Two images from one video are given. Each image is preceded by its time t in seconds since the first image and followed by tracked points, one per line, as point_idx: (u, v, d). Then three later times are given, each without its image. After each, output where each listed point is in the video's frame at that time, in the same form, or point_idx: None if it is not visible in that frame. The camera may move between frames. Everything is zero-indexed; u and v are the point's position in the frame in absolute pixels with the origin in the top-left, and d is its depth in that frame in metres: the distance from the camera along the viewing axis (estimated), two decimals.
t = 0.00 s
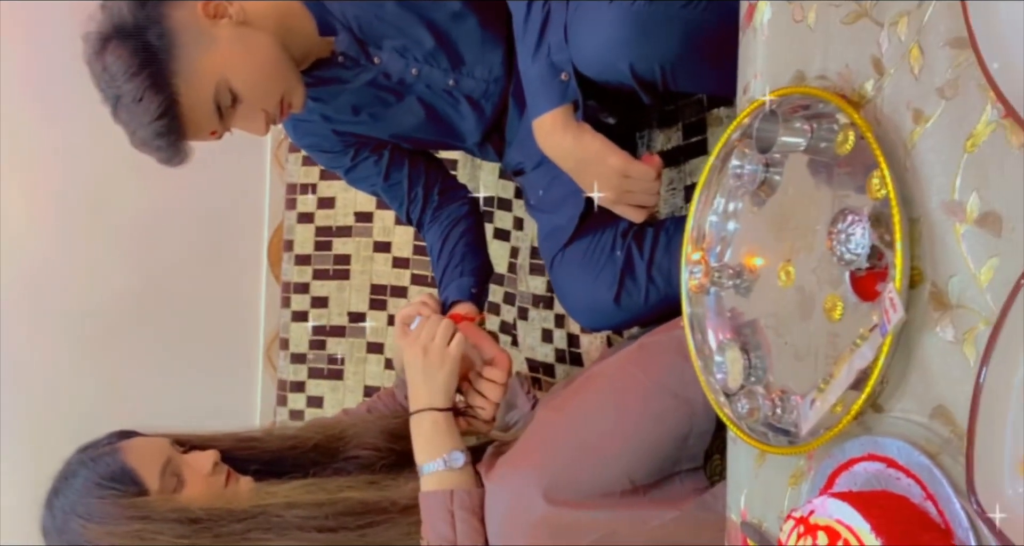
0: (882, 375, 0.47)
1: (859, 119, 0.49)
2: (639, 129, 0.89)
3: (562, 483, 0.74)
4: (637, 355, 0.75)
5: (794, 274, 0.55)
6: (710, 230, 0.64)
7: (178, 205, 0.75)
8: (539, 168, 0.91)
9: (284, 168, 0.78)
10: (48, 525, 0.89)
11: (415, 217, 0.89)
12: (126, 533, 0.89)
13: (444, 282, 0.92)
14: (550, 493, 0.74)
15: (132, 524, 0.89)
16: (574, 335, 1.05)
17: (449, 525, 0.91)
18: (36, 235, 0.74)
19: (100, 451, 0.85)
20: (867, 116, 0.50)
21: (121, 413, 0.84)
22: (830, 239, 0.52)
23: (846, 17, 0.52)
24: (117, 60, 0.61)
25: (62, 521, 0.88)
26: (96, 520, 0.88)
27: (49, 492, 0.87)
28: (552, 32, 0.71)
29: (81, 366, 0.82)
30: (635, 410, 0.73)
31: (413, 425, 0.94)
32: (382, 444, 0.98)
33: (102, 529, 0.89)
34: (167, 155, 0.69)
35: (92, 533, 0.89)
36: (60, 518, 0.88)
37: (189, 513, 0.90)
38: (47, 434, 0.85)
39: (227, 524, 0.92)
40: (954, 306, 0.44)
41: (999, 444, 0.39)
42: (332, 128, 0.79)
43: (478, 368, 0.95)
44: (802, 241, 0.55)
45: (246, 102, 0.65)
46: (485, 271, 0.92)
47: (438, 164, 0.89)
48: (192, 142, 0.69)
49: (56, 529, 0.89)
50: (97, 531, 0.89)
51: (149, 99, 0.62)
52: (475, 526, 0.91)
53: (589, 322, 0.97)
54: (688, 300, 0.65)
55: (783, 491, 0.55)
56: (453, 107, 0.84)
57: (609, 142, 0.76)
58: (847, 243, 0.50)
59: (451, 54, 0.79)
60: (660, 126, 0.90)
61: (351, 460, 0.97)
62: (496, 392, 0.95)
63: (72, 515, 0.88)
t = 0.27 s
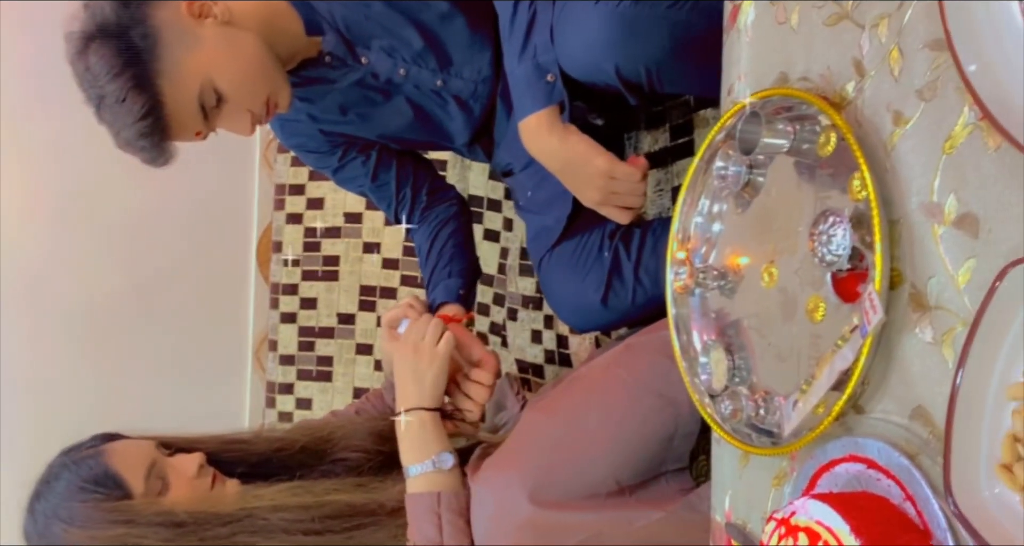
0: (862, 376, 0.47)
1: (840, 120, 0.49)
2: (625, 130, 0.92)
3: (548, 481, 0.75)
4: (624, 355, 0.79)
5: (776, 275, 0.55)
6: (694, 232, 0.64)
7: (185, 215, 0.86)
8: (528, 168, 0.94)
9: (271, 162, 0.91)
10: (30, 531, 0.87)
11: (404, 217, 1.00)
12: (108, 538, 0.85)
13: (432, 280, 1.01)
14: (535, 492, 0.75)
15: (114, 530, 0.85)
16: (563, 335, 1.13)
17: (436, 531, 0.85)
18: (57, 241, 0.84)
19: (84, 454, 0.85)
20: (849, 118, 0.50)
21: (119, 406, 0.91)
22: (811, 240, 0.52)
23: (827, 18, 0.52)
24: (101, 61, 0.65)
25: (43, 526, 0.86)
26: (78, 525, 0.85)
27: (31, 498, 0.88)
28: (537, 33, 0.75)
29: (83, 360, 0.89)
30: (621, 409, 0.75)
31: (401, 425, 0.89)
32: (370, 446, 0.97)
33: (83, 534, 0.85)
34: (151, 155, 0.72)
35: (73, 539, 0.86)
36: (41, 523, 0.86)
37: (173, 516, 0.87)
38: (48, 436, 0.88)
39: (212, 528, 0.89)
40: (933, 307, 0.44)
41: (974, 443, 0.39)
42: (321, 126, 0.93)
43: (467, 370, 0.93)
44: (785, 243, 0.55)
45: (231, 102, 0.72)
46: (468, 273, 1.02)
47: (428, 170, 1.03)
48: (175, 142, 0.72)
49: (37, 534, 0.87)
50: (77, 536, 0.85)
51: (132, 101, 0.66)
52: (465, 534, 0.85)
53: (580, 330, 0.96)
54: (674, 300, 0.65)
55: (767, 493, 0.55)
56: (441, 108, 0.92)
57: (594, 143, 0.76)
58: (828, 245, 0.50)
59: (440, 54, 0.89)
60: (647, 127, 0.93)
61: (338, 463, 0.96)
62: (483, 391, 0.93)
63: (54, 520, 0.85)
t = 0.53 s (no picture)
0: (849, 379, 0.47)
1: (826, 122, 0.49)
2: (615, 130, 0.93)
3: (538, 483, 0.75)
4: (615, 358, 0.78)
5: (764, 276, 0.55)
6: (683, 233, 0.63)
7: (188, 232, 1.12)
8: (517, 169, 0.95)
9: (267, 166, 1.23)
10: (20, 532, 0.87)
11: (397, 217, 1.04)
12: (96, 539, 0.84)
13: (424, 279, 1.02)
14: (525, 495, 0.75)
15: (102, 532, 0.84)
16: (555, 335, 1.10)
17: (427, 534, 0.84)
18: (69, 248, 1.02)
19: (73, 454, 0.86)
20: (835, 119, 0.50)
21: (121, 380, 1.10)
22: (799, 242, 0.52)
23: (813, 20, 0.52)
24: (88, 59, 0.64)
25: (33, 526, 0.86)
26: (67, 526, 0.84)
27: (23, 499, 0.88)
28: (527, 34, 0.75)
29: (87, 349, 1.08)
30: (612, 412, 0.75)
31: (391, 427, 0.89)
32: (361, 447, 0.96)
33: (72, 535, 0.84)
34: (139, 152, 0.73)
35: (62, 541, 0.84)
36: (31, 523, 0.86)
37: (163, 516, 0.85)
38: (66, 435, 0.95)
39: (201, 529, 0.86)
40: (919, 310, 0.44)
41: (961, 447, 0.39)
42: (312, 125, 0.94)
43: (457, 369, 0.94)
44: (773, 244, 0.55)
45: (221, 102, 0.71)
46: (460, 272, 1.03)
47: (420, 169, 1.05)
48: (163, 141, 0.72)
49: (27, 534, 0.87)
50: (66, 538, 0.84)
51: (121, 99, 0.65)
52: (455, 537, 0.84)
53: (572, 330, 0.96)
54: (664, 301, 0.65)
55: (756, 496, 0.55)
56: (433, 108, 0.91)
57: (584, 143, 0.75)
58: (815, 247, 0.50)
59: (431, 55, 0.87)
60: (638, 127, 0.93)
61: (329, 463, 0.95)
62: (474, 391, 0.93)
63: (43, 520, 0.85)
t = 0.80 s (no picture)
0: (844, 377, 0.47)
1: (822, 121, 0.49)
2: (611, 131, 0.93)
3: (533, 481, 0.76)
4: (611, 356, 0.79)
5: (759, 275, 0.55)
6: (679, 231, 0.64)
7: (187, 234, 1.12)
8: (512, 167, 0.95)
9: (262, 165, 1.22)
10: (16, 528, 0.87)
11: (392, 215, 1.05)
12: (92, 536, 0.84)
13: (419, 277, 1.02)
14: (520, 493, 0.76)
15: (98, 529, 0.83)
16: (550, 334, 1.11)
17: (421, 531, 0.84)
18: (62, 247, 1.00)
19: (69, 452, 0.85)
20: (831, 118, 0.50)
21: (117, 378, 1.10)
22: (794, 241, 0.52)
23: (811, 19, 0.52)
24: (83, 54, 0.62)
25: (29, 523, 0.86)
26: (63, 524, 0.83)
27: (17, 496, 0.88)
28: (523, 31, 0.75)
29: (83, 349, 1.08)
30: (607, 410, 0.76)
31: (384, 427, 0.89)
32: (356, 445, 0.96)
33: (67, 532, 0.84)
34: (135, 147, 0.73)
35: (58, 538, 0.84)
36: (27, 520, 0.86)
37: (158, 513, 0.85)
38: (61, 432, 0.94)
39: (196, 526, 0.87)
40: (914, 309, 0.44)
41: (953, 445, 0.39)
42: (307, 123, 0.93)
43: (452, 367, 0.93)
44: (768, 243, 0.55)
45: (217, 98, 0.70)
46: (455, 270, 1.02)
47: (416, 167, 1.05)
48: (158, 136, 0.72)
49: (24, 531, 0.87)
50: (62, 535, 0.84)
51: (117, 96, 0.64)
52: (449, 534, 0.85)
53: (567, 329, 0.96)
54: (659, 299, 0.65)
55: (750, 494, 0.55)
56: (429, 105, 0.92)
57: (580, 142, 0.75)
58: (810, 246, 0.50)
59: (427, 52, 0.86)
60: (634, 126, 0.93)
61: (324, 461, 0.95)
62: (469, 390, 0.92)
63: (39, 517, 0.84)
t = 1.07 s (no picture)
0: (843, 371, 0.47)
1: (821, 115, 0.49)
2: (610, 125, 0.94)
3: (530, 475, 0.76)
4: (608, 351, 0.79)
5: (757, 270, 0.55)
6: (678, 227, 0.63)
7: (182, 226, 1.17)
8: (511, 163, 0.95)
9: (260, 158, 1.26)
10: (15, 523, 0.87)
11: (389, 210, 1.04)
12: (91, 529, 0.84)
13: (416, 272, 1.02)
14: (518, 487, 0.76)
15: (96, 521, 0.83)
16: (548, 328, 1.11)
17: (419, 525, 0.84)
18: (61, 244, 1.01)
19: (68, 445, 0.85)
20: (830, 113, 0.50)
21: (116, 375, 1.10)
22: (792, 236, 0.52)
23: (808, 13, 0.52)
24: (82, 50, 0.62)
25: (28, 517, 0.85)
26: (62, 517, 0.83)
27: (15, 490, 0.88)
28: (522, 25, 0.75)
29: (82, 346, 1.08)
30: (604, 405, 0.76)
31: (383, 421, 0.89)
32: (355, 438, 0.96)
33: (66, 525, 0.84)
34: (134, 143, 0.72)
35: (56, 532, 0.84)
36: (26, 513, 0.85)
37: (156, 506, 0.85)
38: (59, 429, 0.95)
39: (194, 518, 0.87)
40: (912, 303, 0.44)
41: (952, 440, 0.39)
42: (305, 117, 0.93)
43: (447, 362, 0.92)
44: (767, 238, 0.55)
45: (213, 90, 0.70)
46: (453, 266, 1.02)
47: (413, 162, 1.05)
48: (156, 131, 0.71)
49: (23, 525, 0.86)
50: (60, 529, 0.84)
51: (117, 92, 0.64)
52: (447, 528, 0.85)
53: (565, 323, 0.96)
54: (657, 293, 0.65)
55: (748, 488, 0.55)
56: (426, 100, 0.91)
57: (578, 137, 0.75)
58: (809, 240, 0.50)
59: (425, 47, 0.86)
60: (633, 121, 0.93)
61: (323, 454, 0.96)
62: (464, 385, 0.90)
63: (38, 511, 0.84)
